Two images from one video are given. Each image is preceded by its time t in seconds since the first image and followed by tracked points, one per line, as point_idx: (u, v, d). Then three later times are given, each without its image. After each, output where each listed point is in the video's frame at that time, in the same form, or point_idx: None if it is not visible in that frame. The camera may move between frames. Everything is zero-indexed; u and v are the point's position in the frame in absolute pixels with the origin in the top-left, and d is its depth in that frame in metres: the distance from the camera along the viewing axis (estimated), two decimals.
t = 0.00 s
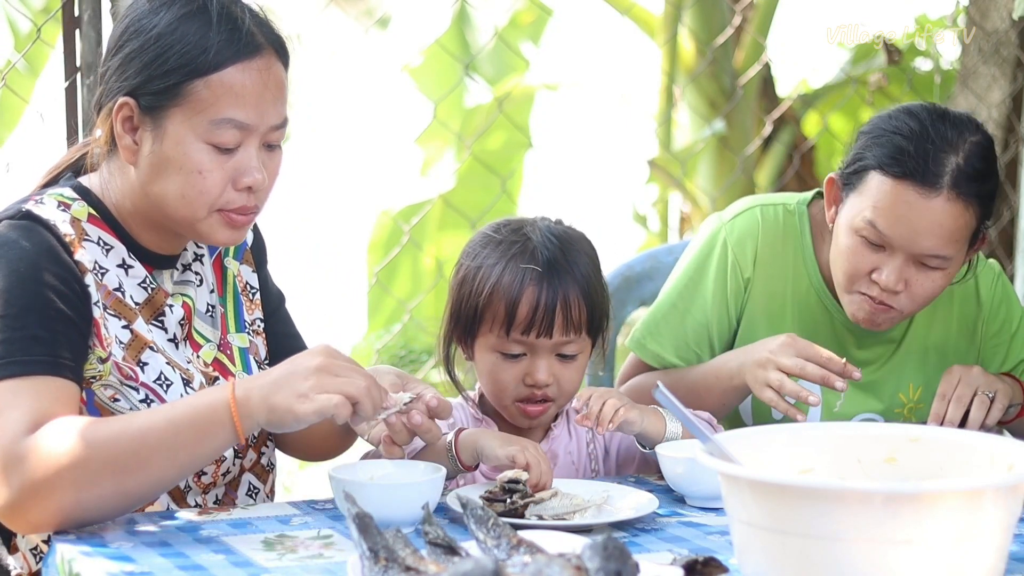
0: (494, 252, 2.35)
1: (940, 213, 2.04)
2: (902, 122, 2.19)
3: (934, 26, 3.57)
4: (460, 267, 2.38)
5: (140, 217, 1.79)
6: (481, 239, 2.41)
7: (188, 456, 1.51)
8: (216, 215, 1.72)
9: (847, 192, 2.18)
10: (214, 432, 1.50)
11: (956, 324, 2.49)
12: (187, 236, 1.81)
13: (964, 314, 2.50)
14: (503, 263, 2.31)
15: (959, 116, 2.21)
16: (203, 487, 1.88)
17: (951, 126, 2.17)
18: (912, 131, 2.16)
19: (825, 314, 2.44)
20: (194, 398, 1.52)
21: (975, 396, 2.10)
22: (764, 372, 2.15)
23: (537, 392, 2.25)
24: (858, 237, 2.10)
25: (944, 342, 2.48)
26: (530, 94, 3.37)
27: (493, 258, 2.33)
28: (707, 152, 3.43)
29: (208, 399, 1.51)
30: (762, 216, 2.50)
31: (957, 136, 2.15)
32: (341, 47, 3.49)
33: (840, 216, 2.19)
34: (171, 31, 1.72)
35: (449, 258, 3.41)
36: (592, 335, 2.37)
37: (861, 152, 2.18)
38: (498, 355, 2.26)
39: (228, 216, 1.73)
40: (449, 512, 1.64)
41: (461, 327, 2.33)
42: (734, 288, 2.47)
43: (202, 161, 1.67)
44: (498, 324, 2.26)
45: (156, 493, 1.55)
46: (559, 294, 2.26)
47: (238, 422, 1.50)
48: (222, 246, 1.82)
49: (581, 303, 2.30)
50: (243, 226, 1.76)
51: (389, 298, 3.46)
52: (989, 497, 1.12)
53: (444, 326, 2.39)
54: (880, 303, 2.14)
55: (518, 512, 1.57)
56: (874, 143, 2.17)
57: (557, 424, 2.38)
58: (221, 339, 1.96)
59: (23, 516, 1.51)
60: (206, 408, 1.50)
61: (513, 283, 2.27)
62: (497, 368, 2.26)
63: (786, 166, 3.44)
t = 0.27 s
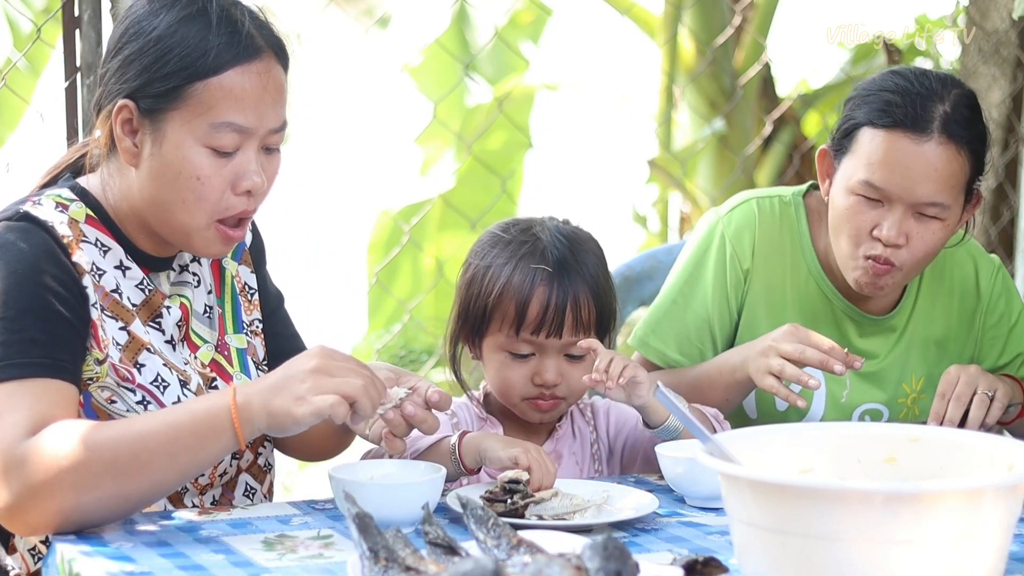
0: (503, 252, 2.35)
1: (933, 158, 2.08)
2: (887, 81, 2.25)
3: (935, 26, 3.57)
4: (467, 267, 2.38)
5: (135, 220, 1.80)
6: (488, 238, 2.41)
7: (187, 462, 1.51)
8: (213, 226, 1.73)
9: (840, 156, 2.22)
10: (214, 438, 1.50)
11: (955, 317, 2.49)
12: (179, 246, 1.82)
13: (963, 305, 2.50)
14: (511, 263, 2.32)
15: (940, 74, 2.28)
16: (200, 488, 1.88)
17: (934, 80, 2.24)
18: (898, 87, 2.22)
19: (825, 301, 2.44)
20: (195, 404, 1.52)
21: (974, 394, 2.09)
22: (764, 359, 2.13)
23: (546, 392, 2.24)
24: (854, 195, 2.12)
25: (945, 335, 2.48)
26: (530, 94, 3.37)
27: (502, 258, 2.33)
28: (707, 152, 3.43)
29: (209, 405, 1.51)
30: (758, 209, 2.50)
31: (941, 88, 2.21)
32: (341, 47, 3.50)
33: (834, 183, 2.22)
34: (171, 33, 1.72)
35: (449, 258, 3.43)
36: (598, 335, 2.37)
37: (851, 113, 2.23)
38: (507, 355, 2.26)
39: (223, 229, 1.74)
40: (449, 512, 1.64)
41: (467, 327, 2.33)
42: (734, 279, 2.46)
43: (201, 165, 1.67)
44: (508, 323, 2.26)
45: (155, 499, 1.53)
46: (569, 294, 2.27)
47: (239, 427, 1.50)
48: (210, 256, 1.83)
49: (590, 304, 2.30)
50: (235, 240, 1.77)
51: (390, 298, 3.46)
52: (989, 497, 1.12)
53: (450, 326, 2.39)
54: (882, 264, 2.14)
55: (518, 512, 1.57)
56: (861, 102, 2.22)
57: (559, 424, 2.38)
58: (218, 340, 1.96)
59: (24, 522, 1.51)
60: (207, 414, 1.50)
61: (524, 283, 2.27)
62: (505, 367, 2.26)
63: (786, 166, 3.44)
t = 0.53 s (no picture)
0: (513, 251, 2.35)
1: (910, 140, 2.10)
2: (865, 70, 2.27)
3: (935, 26, 3.57)
4: (476, 267, 2.38)
5: (146, 220, 1.81)
6: (496, 238, 2.41)
7: (196, 459, 1.48)
8: (228, 227, 1.72)
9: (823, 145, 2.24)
10: (229, 438, 1.48)
11: (952, 309, 2.48)
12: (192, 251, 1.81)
13: (960, 297, 2.49)
14: (521, 263, 2.31)
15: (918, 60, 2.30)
16: (202, 487, 1.87)
17: (910, 65, 2.26)
18: (875, 75, 2.24)
19: (822, 292, 2.44)
20: (214, 403, 1.49)
21: (973, 392, 2.09)
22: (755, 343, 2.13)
23: (553, 391, 2.24)
24: (836, 182, 2.13)
25: (942, 327, 2.47)
26: (531, 94, 3.40)
27: (512, 258, 2.33)
28: (707, 152, 3.43)
29: (229, 406, 1.49)
30: (754, 200, 2.51)
31: (918, 72, 2.23)
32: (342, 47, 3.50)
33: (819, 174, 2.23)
34: (192, 38, 1.72)
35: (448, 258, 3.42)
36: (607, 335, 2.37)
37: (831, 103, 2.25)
38: (516, 354, 2.26)
39: (242, 228, 1.73)
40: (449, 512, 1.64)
41: (476, 326, 2.33)
42: (731, 268, 2.47)
43: (216, 170, 1.67)
44: (518, 322, 2.26)
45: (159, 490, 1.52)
46: (580, 294, 2.27)
47: (255, 432, 1.48)
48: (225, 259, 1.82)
49: (601, 303, 2.30)
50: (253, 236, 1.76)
51: (389, 297, 3.47)
52: (989, 497, 1.12)
53: (459, 326, 2.39)
54: (869, 248, 2.14)
55: (518, 512, 1.57)
56: (840, 91, 2.24)
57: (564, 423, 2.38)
58: (222, 344, 1.96)
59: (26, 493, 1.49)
60: (226, 413, 1.48)
61: (534, 283, 2.27)
62: (515, 366, 2.26)
63: (786, 166, 3.45)
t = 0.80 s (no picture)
0: (517, 251, 2.35)
1: (891, 136, 2.10)
2: (851, 67, 2.27)
3: (935, 26, 3.56)
4: (480, 268, 2.38)
5: (174, 221, 1.80)
6: (501, 238, 2.41)
7: (198, 451, 1.48)
8: (255, 234, 1.72)
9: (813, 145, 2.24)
10: (229, 430, 1.48)
11: (952, 306, 2.48)
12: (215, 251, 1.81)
13: (959, 293, 2.49)
14: (524, 262, 2.32)
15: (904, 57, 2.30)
16: (217, 487, 1.85)
17: (894, 62, 2.26)
18: (860, 72, 2.24)
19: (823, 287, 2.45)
20: (218, 396, 1.50)
21: (973, 393, 2.09)
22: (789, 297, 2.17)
23: (553, 391, 2.24)
24: (820, 179, 2.14)
25: (943, 323, 2.47)
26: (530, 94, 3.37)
27: (516, 258, 2.33)
28: (707, 152, 3.43)
29: (231, 398, 1.49)
30: (755, 196, 2.51)
31: (901, 69, 2.23)
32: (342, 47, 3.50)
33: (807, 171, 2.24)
34: (226, 39, 1.73)
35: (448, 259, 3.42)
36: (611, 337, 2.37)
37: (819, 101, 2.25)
38: (518, 352, 2.26)
39: (266, 235, 1.73)
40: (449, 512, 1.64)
41: (479, 326, 2.33)
42: (732, 261, 2.48)
43: (242, 172, 1.66)
44: (521, 322, 2.26)
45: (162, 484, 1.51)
46: (583, 294, 2.27)
47: (257, 425, 1.48)
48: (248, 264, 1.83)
49: (604, 303, 2.30)
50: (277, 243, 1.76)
51: (390, 298, 3.47)
52: (989, 497, 1.12)
53: (462, 327, 2.39)
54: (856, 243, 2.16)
55: (518, 512, 1.57)
56: (826, 87, 2.25)
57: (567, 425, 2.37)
58: (241, 350, 1.96)
59: (28, 486, 1.48)
60: (229, 406, 1.48)
61: (537, 282, 2.27)
62: (516, 365, 2.25)
63: (786, 166, 3.43)
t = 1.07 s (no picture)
0: (519, 250, 2.35)
1: (887, 139, 2.09)
2: (847, 71, 2.27)
3: (935, 25, 3.56)
4: (482, 268, 2.38)
5: (203, 224, 1.81)
6: (502, 237, 2.41)
7: (212, 450, 1.47)
8: (274, 236, 1.71)
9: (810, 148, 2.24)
10: (240, 433, 1.47)
11: (951, 304, 2.48)
12: (241, 251, 1.80)
13: (958, 291, 2.49)
14: (525, 261, 2.32)
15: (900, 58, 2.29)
16: (234, 488, 1.86)
17: (891, 64, 2.25)
18: (856, 75, 2.24)
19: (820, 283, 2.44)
20: (236, 396, 1.50)
21: (973, 393, 2.09)
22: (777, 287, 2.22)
23: (558, 388, 2.25)
24: (818, 183, 2.14)
25: (941, 321, 2.47)
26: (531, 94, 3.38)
27: (517, 257, 2.33)
28: (707, 152, 3.43)
29: (249, 398, 1.48)
30: (754, 196, 2.50)
31: (897, 72, 2.23)
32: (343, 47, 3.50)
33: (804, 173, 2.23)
34: (261, 47, 1.73)
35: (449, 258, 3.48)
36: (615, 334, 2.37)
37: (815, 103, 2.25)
38: (521, 351, 2.26)
39: (288, 239, 1.72)
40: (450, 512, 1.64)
41: (482, 326, 2.34)
42: (731, 260, 2.48)
43: (268, 180, 1.66)
44: (523, 320, 2.26)
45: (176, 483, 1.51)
46: (584, 293, 2.27)
47: (270, 429, 1.47)
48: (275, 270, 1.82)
49: (606, 303, 2.30)
50: (303, 249, 1.75)
51: (389, 297, 3.50)
52: (988, 497, 1.12)
53: (466, 327, 2.40)
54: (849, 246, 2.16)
55: (518, 512, 1.57)
56: (822, 92, 2.24)
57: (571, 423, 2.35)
58: (262, 355, 1.97)
59: (42, 479, 1.48)
60: (247, 405, 1.48)
61: (539, 281, 2.27)
62: (519, 364, 2.26)
63: (786, 166, 3.42)
